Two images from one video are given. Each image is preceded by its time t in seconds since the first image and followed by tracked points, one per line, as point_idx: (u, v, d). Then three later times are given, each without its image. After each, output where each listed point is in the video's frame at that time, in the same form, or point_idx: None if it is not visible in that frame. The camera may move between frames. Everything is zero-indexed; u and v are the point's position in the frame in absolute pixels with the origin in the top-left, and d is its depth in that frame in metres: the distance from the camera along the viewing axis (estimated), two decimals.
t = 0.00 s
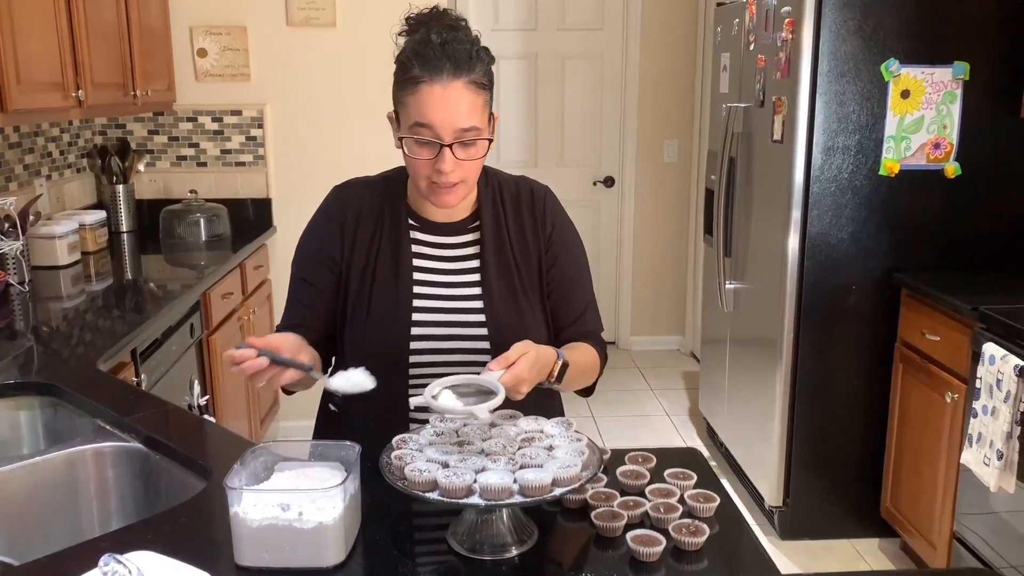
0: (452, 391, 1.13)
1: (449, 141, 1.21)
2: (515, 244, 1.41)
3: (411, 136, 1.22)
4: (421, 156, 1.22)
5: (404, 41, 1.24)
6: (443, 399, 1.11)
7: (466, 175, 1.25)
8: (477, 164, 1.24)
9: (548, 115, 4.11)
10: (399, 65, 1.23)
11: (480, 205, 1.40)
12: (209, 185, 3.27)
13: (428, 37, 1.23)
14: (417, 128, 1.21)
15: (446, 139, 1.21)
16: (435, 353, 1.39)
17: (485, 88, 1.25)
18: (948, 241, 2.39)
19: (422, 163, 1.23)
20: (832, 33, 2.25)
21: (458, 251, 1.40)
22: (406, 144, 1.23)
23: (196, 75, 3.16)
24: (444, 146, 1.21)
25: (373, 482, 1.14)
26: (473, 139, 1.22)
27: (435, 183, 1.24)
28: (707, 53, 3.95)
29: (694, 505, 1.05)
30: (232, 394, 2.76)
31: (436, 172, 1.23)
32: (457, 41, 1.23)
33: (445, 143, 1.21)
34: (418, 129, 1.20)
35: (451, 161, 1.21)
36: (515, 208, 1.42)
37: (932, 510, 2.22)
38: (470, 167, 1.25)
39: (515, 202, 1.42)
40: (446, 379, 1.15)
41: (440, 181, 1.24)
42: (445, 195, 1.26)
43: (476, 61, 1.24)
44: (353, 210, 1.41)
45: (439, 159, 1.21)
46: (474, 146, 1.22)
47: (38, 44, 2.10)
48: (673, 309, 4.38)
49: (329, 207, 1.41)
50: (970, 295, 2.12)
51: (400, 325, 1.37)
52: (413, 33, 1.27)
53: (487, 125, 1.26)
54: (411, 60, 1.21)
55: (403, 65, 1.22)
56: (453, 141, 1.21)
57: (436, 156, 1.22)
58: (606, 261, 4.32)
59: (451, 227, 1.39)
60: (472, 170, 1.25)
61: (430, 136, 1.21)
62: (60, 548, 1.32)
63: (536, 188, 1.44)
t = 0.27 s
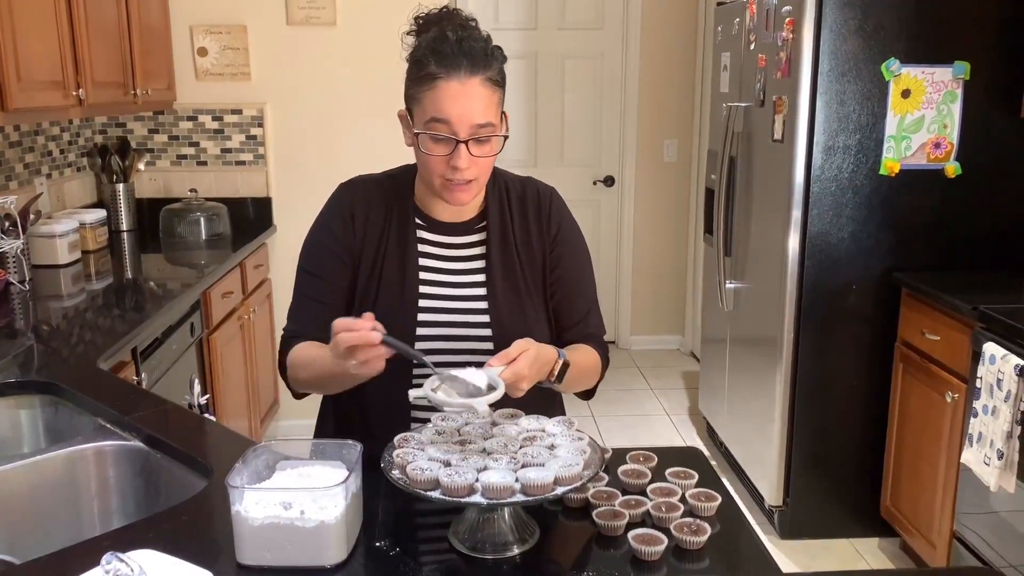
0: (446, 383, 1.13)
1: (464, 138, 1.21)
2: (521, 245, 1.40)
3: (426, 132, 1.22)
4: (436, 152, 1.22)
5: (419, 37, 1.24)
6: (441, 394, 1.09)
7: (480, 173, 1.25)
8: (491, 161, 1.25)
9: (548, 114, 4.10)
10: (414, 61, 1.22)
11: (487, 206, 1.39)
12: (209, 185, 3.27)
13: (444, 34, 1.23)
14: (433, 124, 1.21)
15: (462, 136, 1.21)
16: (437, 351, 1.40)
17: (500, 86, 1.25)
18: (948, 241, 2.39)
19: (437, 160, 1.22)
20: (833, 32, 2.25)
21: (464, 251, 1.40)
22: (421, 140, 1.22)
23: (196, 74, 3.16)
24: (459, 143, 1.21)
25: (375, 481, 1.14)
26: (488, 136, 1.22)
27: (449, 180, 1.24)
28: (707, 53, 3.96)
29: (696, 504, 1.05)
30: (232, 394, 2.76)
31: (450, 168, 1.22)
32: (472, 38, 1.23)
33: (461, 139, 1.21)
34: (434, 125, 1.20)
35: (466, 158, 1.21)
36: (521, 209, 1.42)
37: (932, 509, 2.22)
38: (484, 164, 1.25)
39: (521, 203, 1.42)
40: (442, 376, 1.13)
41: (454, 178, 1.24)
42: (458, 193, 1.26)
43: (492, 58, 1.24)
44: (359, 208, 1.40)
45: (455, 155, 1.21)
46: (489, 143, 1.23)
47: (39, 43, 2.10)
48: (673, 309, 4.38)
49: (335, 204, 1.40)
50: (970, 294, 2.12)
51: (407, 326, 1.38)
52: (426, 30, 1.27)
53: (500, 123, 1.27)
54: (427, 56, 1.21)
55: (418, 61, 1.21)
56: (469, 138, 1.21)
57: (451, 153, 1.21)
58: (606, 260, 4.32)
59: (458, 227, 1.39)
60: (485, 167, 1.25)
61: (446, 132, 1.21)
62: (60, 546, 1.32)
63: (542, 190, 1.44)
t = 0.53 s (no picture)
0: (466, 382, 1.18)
1: (474, 138, 1.21)
2: (527, 245, 1.41)
3: (435, 132, 1.22)
4: (445, 152, 1.22)
5: (427, 37, 1.24)
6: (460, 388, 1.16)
7: (488, 173, 1.25)
8: (499, 161, 1.24)
9: (549, 114, 4.10)
10: (423, 60, 1.22)
11: (493, 206, 1.39)
12: (210, 184, 3.27)
13: (453, 33, 1.22)
14: (442, 124, 1.21)
15: (471, 136, 1.21)
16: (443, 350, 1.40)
17: (510, 86, 1.25)
18: (949, 241, 2.39)
19: (446, 160, 1.22)
20: (834, 32, 2.25)
21: (473, 250, 1.40)
22: (430, 140, 1.22)
23: (197, 74, 3.16)
24: (469, 143, 1.21)
25: (377, 481, 1.14)
26: (498, 136, 1.22)
27: (458, 179, 1.24)
28: (708, 52, 3.96)
29: (698, 504, 1.05)
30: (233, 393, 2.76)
31: (459, 168, 1.22)
32: (481, 39, 1.23)
33: (471, 139, 1.21)
34: (443, 126, 1.20)
35: (475, 158, 1.21)
36: (527, 209, 1.42)
37: (932, 509, 2.22)
38: (493, 164, 1.25)
39: (527, 203, 1.42)
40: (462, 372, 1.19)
41: (463, 178, 1.24)
42: (467, 193, 1.26)
43: (501, 58, 1.24)
44: (364, 207, 1.40)
45: (464, 155, 1.21)
46: (498, 143, 1.22)
47: (40, 42, 2.10)
48: (673, 309, 4.38)
49: (342, 204, 1.40)
50: (971, 294, 2.12)
51: (414, 326, 1.38)
52: (434, 30, 1.26)
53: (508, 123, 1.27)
54: (437, 56, 1.21)
55: (428, 61, 1.21)
56: (479, 138, 1.21)
57: (461, 153, 1.21)
58: (607, 260, 4.32)
59: (465, 227, 1.39)
60: (494, 167, 1.25)
61: (455, 132, 1.21)
62: (62, 544, 1.32)
63: (548, 190, 1.44)
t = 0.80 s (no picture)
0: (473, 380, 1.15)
1: (474, 139, 1.21)
2: (529, 244, 1.41)
3: (435, 134, 1.22)
4: (445, 153, 1.22)
5: (427, 37, 1.24)
6: (468, 386, 1.12)
7: (489, 173, 1.25)
8: (500, 161, 1.25)
9: (550, 115, 4.09)
10: (423, 61, 1.22)
11: (494, 205, 1.39)
12: (211, 184, 3.27)
13: (453, 33, 1.22)
14: (442, 126, 1.21)
15: (471, 137, 1.21)
16: (444, 351, 1.39)
17: (510, 86, 1.25)
18: (950, 242, 2.39)
19: (447, 160, 1.23)
20: (835, 33, 2.25)
21: (474, 249, 1.40)
22: (431, 141, 1.23)
23: (198, 74, 3.16)
24: (468, 144, 1.21)
25: (379, 481, 1.14)
26: (497, 137, 1.22)
27: (458, 180, 1.24)
28: (709, 53, 3.96)
29: (699, 504, 1.05)
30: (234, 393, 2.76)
31: (460, 169, 1.23)
32: (481, 38, 1.23)
33: (470, 140, 1.21)
34: (443, 127, 1.20)
35: (475, 159, 1.22)
36: (529, 208, 1.42)
37: (933, 510, 2.23)
38: (493, 164, 1.25)
39: (528, 202, 1.42)
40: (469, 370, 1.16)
41: (464, 178, 1.24)
42: (468, 192, 1.27)
43: (501, 58, 1.23)
44: (367, 208, 1.40)
45: (464, 156, 1.22)
46: (498, 143, 1.23)
47: (41, 42, 2.10)
48: (674, 309, 4.38)
49: (343, 205, 1.41)
50: (972, 295, 2.12)
51: (417, 326, 1.37)
52: (434, 29, 1.26)
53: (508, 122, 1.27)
54: (437, 57, 1.20)
55: (428, 62, 1.21)
56: (478, 139, 1.21)
57: (461, 154, 1.22)
58: (608, 260, 4.31)
59: (467, 225, 1.39)
60: (494, 167, 1.25)
61: (455, 133, 1.21)
62: (63, 544, 1.32)
63: (549, 189, 1.44)
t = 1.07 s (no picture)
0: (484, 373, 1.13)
1: (471, 140, 1.21)
2: (529, 242, 1.41)
3: (434, 135, 1.22)
4: (444, 154, 1.23)
5: (424, 38, 1.24)
6: (478, 379, 1.10)
7: (488, 173, 1.25)
8: (498, 161, 1.25)
9: (550, 115, 4.08)
10: (421, 63, 1.23)
11: (494, 204, 1.40)
12: (212, 184, 3.27)
13: (450, 35, 1.22)
14: (440, 127, 1.21)
15: (469, 138, 1.21)
16: (444, 350, 1.38)
17: (508, 85, 1.25)
18: (950, 243, 2.39)
19: (445, 161, 1.23)
20: (836, 34, 2.25)
21: (473, 247, 1.40)
22: (429, 143, 1.23)
23: (199, 74, 3.16)
24: (466, 145, 1.21)
25: (379, 481, 1.15)
26: (495, 138, 1.22)
27: (457, 181, 1.25)
28: (710, 54, 3.96)
29: (700, 505, 1.06)
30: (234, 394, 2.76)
31: (459, 170, 1.23)
32: (478, 39, 1.23)
33: (468, 141, 1.21)
34: (441, 128, 1.21)
35: (473, 159, 1.22)
36: (529, 207, 1.42)
37: (933, 510, 2.23)
38: (492, 164, 1.25)
39: (529, 201, 1.42)
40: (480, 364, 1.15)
41: (463, 178, 1.24)
42: (467, 192, 1.27)
43: (499, 58, 1.23)
44: (368, 208, 1.41)
45: (462, 157, 1.22)
46: (496, 144, 1.23)
47: (42, 43, 2.10)
48: (674, 309, 4.39)
49: (343, 206, 1.41)
50: (972, 296, 2.12)
51: (417, 326, 1.37)
52: (432, 30, 1.26)
53: (507, 122, 1.27)
54: (434, 58, 1.21)
55: (425, 63, 1.22)
56: (476, 140, 1.21)
57: (459, 155, 1.22)
58: (608, 261, 4.31)
59: (466, 224, 1.39)
60: (493, 167, 1.26)
61: (453, 134, 1.21)
62: (64, 544, 1.32)
63: (550, 189, 1.44)
